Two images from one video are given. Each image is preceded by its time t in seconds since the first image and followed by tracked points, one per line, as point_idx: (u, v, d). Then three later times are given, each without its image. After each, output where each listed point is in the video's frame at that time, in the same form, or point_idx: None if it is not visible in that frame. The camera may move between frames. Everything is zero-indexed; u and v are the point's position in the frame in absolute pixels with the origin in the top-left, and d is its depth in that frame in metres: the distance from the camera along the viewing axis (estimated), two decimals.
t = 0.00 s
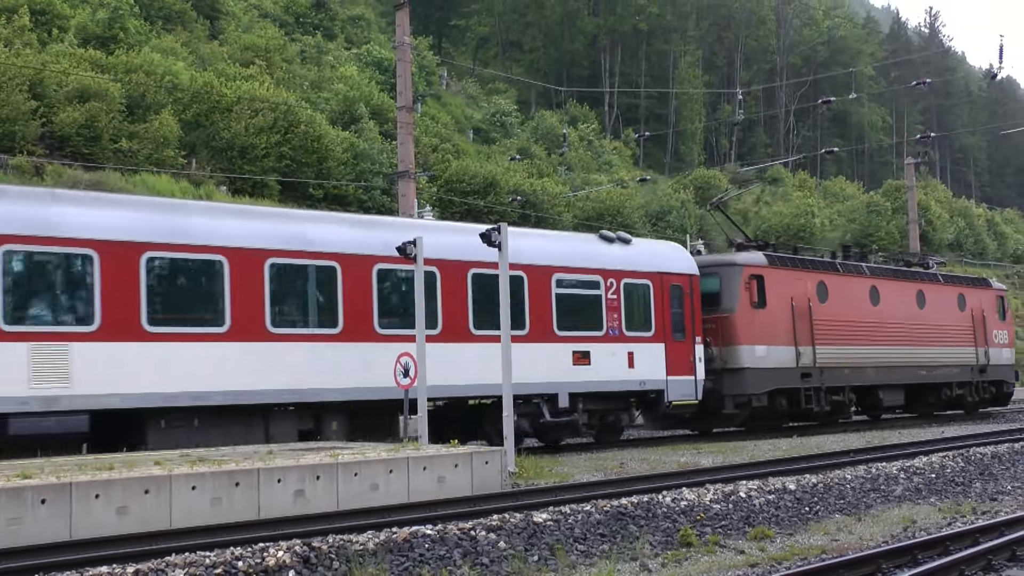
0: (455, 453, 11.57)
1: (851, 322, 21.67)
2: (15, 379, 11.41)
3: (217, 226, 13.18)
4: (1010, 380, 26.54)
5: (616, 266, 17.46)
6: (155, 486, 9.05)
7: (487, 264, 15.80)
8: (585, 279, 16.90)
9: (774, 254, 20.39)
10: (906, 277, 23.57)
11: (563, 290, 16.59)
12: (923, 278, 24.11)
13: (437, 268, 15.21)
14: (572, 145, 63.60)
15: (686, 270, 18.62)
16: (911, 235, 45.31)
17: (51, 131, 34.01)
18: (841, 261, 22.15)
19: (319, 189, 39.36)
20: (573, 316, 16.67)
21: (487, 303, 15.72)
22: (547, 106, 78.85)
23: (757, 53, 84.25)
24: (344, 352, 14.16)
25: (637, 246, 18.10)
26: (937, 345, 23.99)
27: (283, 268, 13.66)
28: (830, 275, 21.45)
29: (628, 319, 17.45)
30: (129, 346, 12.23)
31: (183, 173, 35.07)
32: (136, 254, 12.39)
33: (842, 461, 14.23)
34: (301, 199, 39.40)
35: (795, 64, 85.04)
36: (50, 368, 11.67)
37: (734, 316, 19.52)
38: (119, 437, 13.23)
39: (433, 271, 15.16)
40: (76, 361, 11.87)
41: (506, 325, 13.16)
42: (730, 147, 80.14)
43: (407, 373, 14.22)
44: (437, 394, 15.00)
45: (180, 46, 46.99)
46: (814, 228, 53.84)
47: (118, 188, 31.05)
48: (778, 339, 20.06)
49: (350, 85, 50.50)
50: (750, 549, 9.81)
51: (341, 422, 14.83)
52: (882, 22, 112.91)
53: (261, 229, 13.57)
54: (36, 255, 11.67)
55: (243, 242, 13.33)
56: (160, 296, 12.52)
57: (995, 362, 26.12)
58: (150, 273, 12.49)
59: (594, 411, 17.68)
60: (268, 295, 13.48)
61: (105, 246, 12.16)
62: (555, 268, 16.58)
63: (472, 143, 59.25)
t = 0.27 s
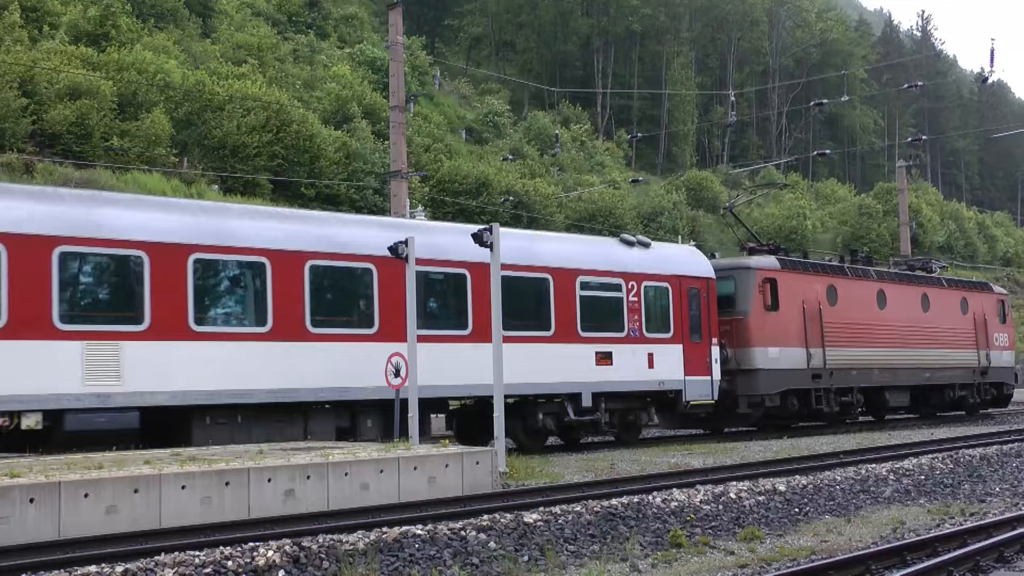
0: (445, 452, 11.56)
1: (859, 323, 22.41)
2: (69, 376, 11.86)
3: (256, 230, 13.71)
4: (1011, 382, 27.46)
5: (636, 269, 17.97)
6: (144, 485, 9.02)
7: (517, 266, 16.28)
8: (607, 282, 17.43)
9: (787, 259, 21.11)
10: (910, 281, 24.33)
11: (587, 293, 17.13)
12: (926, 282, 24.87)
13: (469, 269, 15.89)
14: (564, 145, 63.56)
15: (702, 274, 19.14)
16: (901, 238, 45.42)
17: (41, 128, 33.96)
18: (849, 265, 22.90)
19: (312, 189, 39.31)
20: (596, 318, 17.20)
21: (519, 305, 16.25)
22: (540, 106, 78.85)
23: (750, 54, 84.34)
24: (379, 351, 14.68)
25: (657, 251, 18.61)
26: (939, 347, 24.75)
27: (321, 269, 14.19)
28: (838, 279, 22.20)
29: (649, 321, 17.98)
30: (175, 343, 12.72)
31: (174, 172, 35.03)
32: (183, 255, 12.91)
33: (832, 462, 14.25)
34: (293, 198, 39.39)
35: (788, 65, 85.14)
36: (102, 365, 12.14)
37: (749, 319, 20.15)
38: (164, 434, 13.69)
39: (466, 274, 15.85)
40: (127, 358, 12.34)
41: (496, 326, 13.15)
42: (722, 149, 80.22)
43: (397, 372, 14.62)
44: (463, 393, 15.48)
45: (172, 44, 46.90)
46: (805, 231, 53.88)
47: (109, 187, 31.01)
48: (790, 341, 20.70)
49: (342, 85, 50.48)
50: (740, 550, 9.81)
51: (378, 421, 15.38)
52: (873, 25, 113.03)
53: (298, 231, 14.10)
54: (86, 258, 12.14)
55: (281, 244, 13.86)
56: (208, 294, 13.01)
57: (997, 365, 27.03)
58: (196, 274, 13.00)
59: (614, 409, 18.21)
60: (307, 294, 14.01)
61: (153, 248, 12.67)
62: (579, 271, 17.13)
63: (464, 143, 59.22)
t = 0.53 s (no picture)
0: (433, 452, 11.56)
1: (865, 327, 22.86)
2: (127, 374, 12.34)
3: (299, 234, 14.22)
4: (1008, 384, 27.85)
5: (656, 273, 18.42)
6: (131, 485, 9.00)
7: (544, 270, 16.78)
8: (629, 284, 17.86)
9: (797, 263, 21.56)
10: (914, 284, 24.69)
11: (610, 295, 17.56)
12: (929, 285, 25.24)
13: (502, 274, 16.19)
14: (552, 146, 63.55)
15: (717, 277, 19.61)
16: (888, 241, 45.54)
17: (28, 127, 33.80)
18: (855, 270, 23.35)
19: (300, 189, 39.23)
20: (619, 320, 17.64)
21: (546, 307, 16.68)
22: (528, 106, 78.91)
23: (738, 56, 84.51)
24: (416, 351, 15.15)
25: (674, 255, 19.09)
26: (941, 349, 25.11)
27: (361, 272, 14.68)
28: (846, 283, 22.66)
29: (668, 323, 18.43)
30: (225, 342, 13.21)
31: (162, 171, 34.95)
32: (231, 258, 13.42)
33: (818, 463, 14.29)
34: (281, 197, 39.35)
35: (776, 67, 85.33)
36: (157, 363, 12.62)
37: (762, 321, 20.62)
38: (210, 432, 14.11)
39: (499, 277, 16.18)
40: (181, 356, 12.83)
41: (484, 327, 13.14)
42: (710, 150, 80.36)
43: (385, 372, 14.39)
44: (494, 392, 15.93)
45: (160, 43, 46.78)
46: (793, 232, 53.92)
47: (95, 185, 30.95)
48: (801, 342, 21.17)
49: (331, 84, 50.46)
50: (727, 551, 9.83)
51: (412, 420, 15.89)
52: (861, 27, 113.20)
53: (339, 236, 14.59)
54: (147, 259, 12.70)
55: (323, 248, 14.36)
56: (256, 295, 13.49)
57: (996, 367, 27.39)
58: (244, 276, 13.51)
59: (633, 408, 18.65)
60: (349, 296, 14.49)
61: (203, 250, 13.19)
62: (603, 274, 17.55)
63: (452, 143, 59.19)
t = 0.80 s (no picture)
0: (426, 451, 11.55)
1: (878, 327, 23.07)
2: (186, 370, 12.86)
3: (344, 237, 14.68)
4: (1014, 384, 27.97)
5: (680, 274, 18.73)
6: (125, 482, 9.00)
7: (573, 271, 17.14)
8: (655, 285, 18.18)
9: (813, 264, 21.85)
10: (925, 286, 24.88)
11: (636, 295, 17.87)
12: (940, 287, 25.41)
13: (532, 273, 16.64)
14: (547, 145, 63.51)
15: (739, 278, 19.88)
16: (882, 241, 45.55)
17: (22, 123, 33.63)
18: (867, 271, 23.58)
19: (294, 186, 39.16)
20: (646, 319, 17.99)
21: (573, 307, 17.02)
22: (523, 105, 78.90)
23: (733, 55, 84.63)
24: (454, 349, 15.57)
25: (696, 257, 19.40)
26: (950, 349, 25.30)
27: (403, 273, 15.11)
28: (859, 283, 22.89)
29: (692, 323, 18.73)
30: (277, 340, 13.71)
31: (156, 167, 34.91)
32: (282, 259, 13.90)
33: (812, 463, 14.30)
34: (275, 194, 39.34)
35: (770, 66, 85.46)
36: (214, 360, 13.14)
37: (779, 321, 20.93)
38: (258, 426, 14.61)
39: (528, 278, 16.54)
40: (235, 353, 13.33)
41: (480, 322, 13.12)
42: (705, 149, 80.40)
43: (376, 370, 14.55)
44: (527, 388, 16.30)
45: (155, 40, 46.73)
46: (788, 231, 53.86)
47: (89, 182, 30.90)
48: (817, 342, 21.45)
49: (326, 83, 50.45)
50: (721, 550, 9.83)
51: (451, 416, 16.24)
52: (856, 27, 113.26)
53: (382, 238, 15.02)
54: (206, 261, 13.18)
55: (367, 250, 14.82)
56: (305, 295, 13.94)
57: (1003, 366, 27.51)
58: (293, 276, 13.98)
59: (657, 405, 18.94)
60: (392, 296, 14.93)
61: (256, 252, 13.65)
62: (630, 275, 17.86)
63: (447, 141, 59.14)
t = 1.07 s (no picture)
0: (422, 450, 11.54)
1: (887, 327, 23.25)
2: (233, 369, 13.10)
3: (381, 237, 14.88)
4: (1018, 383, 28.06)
5: (700, 275, 18.81)
6: (120, 481, 8.98)
7: (600, 271, 17.22)
8: (676, 285, 18.27)
9: (826, 266, 22.04)
10: (933, 287, 25.06)
11: (659, 296, 17.97)
12: (948, 288, 25.58)
13: (560, 274, 16.71)
14: (543, 144, 63.49)
15: (754, 279, 19.96)
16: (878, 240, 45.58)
17: (18, 121, 33.58)
18: (876, 272, 23.77)
19: (290, 185, 39.16)
20: (670, 319, 18.07)
21: (600, 308, 17.10)
22: (519, 104, 78.90)
23: (729, 54, 84.63)
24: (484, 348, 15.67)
25: (714, 258, 19.46)
26: (958, 349, 25.45)
27: (438, 273, 15.29)
28: (870, 284, 23.07)
29: (711, 323, 18.81)
30: (318, 339, 13.93)
31: (152, 166, 34.86)
32: (323, 260, 14.12)
33: (808, 462, 14.31)
34: (271, 193, 39.31)
35: (766, 66, 85.55)
36: (260, 359, 13.37)
37: (795, 322, 21.13)
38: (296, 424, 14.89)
39: (556, 278, 16.63)
40: (279, 352, 13.55)
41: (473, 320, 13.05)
42: (701, 149, 80.42)
43: (374, 370, 14.26)
44: (553, 388, 16.37)
45: (151, 38, 46.69)
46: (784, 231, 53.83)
47: (85, 181, 30.86)
48: (830, 342, 21.65)
49: (322, 81, 50.43)
50: (716, 550, 9.83)
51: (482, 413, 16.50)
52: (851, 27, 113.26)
53: (417, 239, 15.20)
54: (248, 263, 13.37)
55: (404, 251, 15.00)
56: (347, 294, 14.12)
57: (1007, 365, 27.59)
58: (334, 277, 14.20)
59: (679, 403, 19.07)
60: (426, 295, 15.12)
61: (298, 254, 13.88)
62: (653, 276, 17.95)
63: (443, 140, 59.13)
